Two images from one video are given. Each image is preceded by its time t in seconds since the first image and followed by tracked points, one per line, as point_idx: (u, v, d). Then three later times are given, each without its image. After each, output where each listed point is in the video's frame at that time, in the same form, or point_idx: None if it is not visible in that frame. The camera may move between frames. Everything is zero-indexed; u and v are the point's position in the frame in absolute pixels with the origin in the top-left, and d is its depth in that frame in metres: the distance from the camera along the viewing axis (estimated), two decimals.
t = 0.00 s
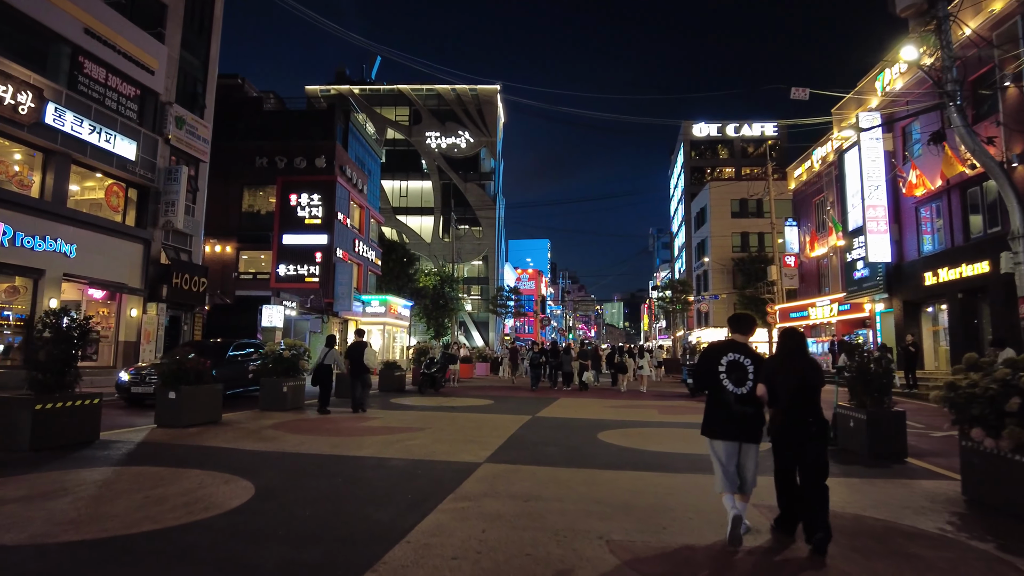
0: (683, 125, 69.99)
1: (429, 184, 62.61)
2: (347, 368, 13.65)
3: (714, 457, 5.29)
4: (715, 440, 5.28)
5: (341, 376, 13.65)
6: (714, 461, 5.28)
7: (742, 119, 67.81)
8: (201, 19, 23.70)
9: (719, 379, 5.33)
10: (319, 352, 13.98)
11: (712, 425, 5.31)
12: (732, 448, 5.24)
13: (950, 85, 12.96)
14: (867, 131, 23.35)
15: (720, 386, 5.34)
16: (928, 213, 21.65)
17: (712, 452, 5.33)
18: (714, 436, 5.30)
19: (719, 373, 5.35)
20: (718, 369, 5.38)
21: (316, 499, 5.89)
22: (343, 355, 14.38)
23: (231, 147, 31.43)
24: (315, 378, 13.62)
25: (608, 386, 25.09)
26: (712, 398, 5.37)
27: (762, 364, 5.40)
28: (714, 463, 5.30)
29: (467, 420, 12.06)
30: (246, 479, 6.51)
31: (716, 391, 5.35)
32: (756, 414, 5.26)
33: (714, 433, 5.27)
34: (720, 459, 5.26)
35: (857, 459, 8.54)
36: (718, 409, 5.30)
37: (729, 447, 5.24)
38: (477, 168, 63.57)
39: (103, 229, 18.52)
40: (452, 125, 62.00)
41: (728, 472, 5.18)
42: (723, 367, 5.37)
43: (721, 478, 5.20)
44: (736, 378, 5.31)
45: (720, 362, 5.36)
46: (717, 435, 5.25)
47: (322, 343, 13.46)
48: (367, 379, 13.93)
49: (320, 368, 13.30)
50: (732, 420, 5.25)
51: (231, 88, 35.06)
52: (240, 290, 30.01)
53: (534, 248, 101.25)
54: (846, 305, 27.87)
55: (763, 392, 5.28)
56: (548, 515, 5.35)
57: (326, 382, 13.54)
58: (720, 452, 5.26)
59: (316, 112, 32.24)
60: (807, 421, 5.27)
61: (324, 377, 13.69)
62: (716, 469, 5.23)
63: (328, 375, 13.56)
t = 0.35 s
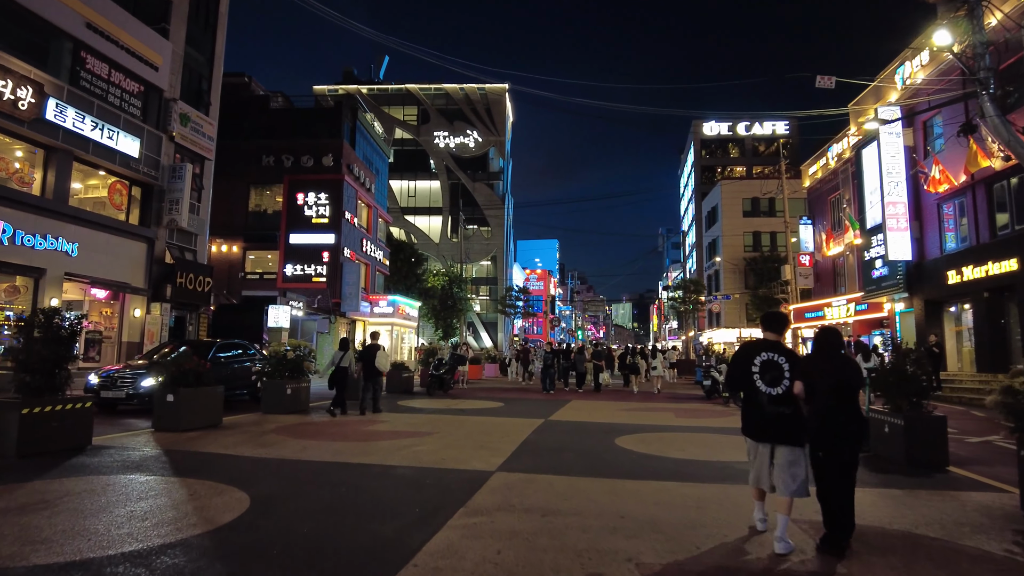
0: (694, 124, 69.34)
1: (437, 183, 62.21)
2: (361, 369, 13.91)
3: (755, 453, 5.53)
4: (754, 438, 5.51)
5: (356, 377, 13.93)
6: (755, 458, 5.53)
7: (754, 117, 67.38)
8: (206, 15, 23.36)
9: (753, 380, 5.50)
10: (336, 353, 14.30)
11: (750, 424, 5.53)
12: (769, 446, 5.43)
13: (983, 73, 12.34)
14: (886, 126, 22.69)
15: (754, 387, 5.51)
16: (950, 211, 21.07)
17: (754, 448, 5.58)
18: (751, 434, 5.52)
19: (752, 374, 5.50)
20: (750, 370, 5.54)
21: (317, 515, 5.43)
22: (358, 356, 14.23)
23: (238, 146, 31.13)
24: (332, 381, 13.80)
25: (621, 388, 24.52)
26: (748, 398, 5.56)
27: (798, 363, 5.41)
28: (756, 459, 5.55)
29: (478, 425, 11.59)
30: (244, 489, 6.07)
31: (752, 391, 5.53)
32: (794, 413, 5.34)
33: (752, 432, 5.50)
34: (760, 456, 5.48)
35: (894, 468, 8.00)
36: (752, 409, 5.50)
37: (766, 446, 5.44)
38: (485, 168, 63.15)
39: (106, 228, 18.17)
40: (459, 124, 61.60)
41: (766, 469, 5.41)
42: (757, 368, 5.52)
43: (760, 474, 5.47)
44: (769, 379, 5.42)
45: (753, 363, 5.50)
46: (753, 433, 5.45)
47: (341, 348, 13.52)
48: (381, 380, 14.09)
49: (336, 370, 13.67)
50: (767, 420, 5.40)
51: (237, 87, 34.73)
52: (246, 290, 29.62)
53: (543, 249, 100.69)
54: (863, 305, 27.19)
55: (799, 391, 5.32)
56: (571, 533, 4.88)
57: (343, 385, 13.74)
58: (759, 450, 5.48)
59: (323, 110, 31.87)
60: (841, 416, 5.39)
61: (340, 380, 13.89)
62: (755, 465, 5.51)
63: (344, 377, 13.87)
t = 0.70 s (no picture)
0: (697, 122, 68.78)
1: (439, 182, 61.75)
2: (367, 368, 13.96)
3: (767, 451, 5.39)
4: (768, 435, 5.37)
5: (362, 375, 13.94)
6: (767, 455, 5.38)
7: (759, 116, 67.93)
8: (202, 9, 22.91)
9: (774, 375, 5.38)
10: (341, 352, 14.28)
11: (765, 419, 5.40)
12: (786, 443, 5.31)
13: (1005, 60, 11.86)
14: (897, 119, 22.20)
15: (774, 381, 5.38)
16: (962, 205, 20.58)
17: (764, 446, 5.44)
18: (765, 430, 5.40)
19: (773, 369, 5.39)
20: (771, 366, 5.45)
21: (303, 528, 4.96)
22: (361, 357, 14.34)
23: (237, 143, 30.69)
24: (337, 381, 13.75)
25: (626, 388, 23.99)
26: (765, 393, 5.47)
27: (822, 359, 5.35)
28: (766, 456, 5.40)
29: (479, 427, 11.11)
30: (225, 498, 5.61)
31: (771, 387, 5.41)
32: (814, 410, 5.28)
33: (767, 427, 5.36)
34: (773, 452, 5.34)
35: (923, 473, 7.48)
36: (770, 402, 5.37)
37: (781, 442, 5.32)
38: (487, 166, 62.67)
39: (98, 225, 17.71)
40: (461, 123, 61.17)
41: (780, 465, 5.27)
42: (778, 363, 5.41)
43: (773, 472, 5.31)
44: (791, 374, 5.32)
45: (777, 357, 5.40)
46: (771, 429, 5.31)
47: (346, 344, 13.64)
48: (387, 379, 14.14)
49: (342, 368, 13.67)
50: (785, 414, 5.30)
51: (235, 83, 34.26)
52: (244, 289, 29.18)
53: (545, 249, 100.15)
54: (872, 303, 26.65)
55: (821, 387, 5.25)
56: (582, 550, 4.39)
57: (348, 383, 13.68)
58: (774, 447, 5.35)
59: (322, 107, 31.42)
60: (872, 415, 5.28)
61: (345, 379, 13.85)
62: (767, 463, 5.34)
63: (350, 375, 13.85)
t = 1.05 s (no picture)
0: (698, 121, 68.34)
1: (438, 182, 61.32)
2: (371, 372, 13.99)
3: (792, 467, 5.01)
4: (794, 450, 4.99)
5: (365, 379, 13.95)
6: (793, 472, 4.99)
7: (760, 115, 67.77)
8: (196, 5, 22.46)
9: (803, 387, 5.05)
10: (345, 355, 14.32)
11: (791, 433, 5.02)
12: (814, 458, 4.95)
13: None
14: (905, 116, 21.74)
15: (802, 393, 5.05)
16: (974, 204, 20.09)
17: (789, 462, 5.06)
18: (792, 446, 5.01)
19: (803, 381, 5.06)
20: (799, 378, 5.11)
21: (285, 556, 4.49)
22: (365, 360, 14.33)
23: (233, 142, 30.24)
24: (341, 387, 13.68)
25: (629, 391, 23.54)
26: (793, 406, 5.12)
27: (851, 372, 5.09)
28: (791, 473, 5.01)
29: (479, 434, 10.66)
30: (201, 522, 5.13)
31: (798, 400, 5.07)
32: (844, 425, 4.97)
33: (793, 441, 4.99)
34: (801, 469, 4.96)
35: (954, 487, 7.00)
36: (798, 415, 5.02)
37: (809, 458, 4.95)
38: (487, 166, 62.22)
39: (87, 225, 17.22)
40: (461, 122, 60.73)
41: (809, 482, 4.89)
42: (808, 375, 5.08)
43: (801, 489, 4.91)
44: (821, 388, 5.00)
45: (805, 369, 5.08)
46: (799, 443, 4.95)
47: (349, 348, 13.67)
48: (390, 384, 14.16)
49: (345, 373, 13.70)
50: (814, 428, 4.94)
51: (231, 82, 33.81)
52: (241, 291, 28.80)
53: (545, 249, 99.69)
54: (879, 304, 26.20)
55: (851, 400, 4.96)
56: None
57: (352, 388, 13.62)
58: (802, 462, 4.96)
59: (320, 105, 30.98)
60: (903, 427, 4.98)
61: (349, 385, 13.78)
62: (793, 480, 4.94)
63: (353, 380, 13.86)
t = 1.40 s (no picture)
0: (701, 124, 67.91)
1: (439, 185, 60.94)
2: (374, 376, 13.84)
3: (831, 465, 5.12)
4: (832, 448, 5.11)
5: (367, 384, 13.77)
6: (832, 469, 5.11)
7: (763, 118, 67.41)
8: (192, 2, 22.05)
9: (837, 386, 5.17)
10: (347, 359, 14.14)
11: (828, 431, 5.14)
12: (850, 456, 5.05)
13: None
14: (914, 115, 21.30)
15: (836, 392, 5.17)
16: (986, 205, 19.57)
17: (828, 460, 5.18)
18: (831, 444, 5.10)
19: (836, 380, 5.19)
20: (833, 376, 5.23)
21: None
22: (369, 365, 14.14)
23: (231, 143, 29.85)
24: (342, 390, 13.47)
25: (633, 395, 23.06)
26: (827, 405, 5.22)
27: (884, 370, 5.21)
28: (831, 471, 5.14)
29: (479, 442, 10.22)
30: (174, 544, 4.66)
31: (833, 399, 5.17)
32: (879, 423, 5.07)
33: (830, 439, 5.11)
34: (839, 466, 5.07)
35: (993, 501, 6.50)
36: (833, 414, 5.14)
37: (846, 456, 5.06)
38: (488, 168, 61.80)
39: (78, 225, 16.80)
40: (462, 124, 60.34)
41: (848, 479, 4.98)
42: (840, 374, 5.22)
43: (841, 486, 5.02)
44: (855, 385, 5.12)
45: (837, 367, 5.21)
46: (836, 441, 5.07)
47: (351, 351, 13.49)
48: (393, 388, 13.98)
49: (347, 377, 13.52)
50: (849, 426, 5.05)
51: (230, 82, 33.46)
52: (238, 293, 28.46)
53: (547, 253, 99.19)
54: (886, 306, 25.74)
55: (883, 398, 5.06)
56: None
57: (353, 392, 13.37)
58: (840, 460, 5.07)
59: (319, 106, 30.57)
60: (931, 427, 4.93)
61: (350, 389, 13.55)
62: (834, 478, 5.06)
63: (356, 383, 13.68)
